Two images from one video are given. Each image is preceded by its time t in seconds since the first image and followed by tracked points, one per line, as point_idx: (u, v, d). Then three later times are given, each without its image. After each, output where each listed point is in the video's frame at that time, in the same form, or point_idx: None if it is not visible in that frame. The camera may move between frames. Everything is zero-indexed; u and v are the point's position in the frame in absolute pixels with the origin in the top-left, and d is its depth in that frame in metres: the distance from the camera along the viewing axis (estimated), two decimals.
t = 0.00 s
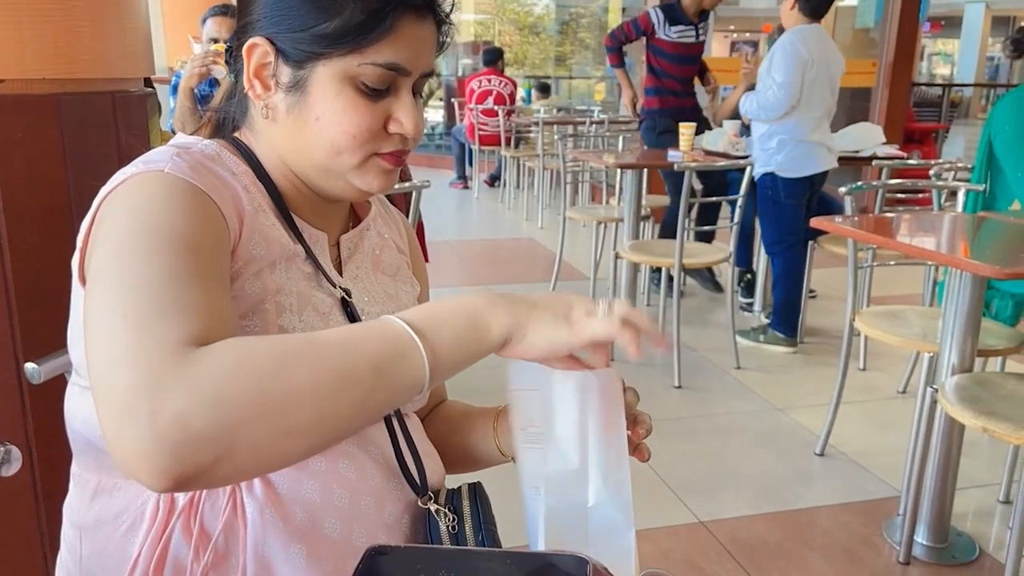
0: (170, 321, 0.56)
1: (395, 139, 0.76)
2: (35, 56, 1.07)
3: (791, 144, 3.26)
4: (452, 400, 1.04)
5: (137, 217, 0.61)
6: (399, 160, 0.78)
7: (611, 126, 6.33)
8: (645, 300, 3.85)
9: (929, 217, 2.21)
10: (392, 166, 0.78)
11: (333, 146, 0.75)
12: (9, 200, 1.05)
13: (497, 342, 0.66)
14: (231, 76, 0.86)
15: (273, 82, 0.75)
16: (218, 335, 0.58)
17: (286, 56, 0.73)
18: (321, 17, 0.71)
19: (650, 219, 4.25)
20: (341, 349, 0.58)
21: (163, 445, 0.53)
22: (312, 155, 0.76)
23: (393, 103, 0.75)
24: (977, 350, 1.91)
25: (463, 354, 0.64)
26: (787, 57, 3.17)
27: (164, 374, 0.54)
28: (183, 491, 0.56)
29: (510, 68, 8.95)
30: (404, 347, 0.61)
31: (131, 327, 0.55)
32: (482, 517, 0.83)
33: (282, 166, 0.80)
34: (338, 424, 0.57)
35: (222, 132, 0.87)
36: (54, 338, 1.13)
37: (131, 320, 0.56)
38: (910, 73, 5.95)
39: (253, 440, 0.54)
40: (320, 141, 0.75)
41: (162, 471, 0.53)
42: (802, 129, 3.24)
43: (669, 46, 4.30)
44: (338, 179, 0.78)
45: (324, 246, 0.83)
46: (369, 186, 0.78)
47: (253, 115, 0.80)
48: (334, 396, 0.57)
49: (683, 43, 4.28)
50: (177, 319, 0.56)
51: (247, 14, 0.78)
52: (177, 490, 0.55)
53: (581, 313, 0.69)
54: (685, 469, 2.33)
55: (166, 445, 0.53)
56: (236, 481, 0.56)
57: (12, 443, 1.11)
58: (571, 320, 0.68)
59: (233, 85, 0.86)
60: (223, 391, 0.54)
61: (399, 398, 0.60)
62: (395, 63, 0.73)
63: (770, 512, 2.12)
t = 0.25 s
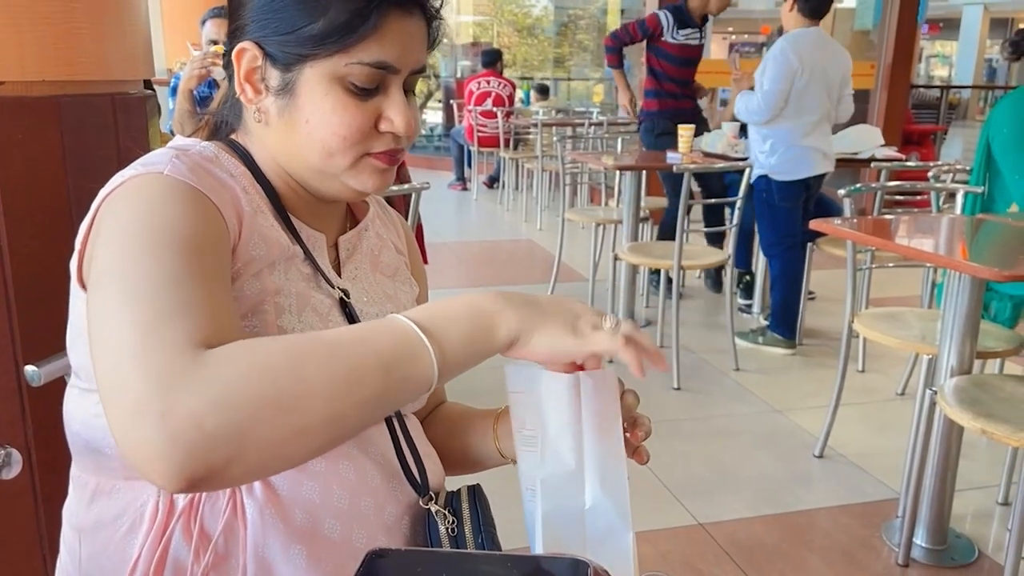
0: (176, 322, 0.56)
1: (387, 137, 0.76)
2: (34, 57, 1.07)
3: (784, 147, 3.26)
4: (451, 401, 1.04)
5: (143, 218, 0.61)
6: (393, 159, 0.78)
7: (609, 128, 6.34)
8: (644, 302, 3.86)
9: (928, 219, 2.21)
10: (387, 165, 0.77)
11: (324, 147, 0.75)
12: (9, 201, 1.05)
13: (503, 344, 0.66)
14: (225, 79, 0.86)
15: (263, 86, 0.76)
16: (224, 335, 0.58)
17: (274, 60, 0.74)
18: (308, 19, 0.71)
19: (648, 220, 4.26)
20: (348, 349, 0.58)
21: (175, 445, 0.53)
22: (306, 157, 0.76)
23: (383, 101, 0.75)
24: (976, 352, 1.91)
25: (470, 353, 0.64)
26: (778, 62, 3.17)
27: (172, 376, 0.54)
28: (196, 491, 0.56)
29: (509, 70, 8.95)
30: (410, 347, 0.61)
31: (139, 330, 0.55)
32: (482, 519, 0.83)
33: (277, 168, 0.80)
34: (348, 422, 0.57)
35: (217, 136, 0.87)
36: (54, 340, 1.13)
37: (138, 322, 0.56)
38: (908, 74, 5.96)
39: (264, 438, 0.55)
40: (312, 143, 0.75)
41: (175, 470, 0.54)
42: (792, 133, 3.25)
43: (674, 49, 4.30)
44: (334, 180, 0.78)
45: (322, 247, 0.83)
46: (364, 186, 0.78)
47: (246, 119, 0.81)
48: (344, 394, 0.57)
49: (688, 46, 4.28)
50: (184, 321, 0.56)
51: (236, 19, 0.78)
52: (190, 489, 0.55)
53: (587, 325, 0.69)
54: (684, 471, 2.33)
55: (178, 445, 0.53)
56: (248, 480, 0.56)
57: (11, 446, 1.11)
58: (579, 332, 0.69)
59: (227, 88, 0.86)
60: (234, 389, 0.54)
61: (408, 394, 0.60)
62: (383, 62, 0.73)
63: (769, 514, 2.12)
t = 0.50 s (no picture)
0: (182, 318, 0.56)
1: (374, 137, 0.75)
2: (36, 60, 1.07)
3: (780, 150, 3.26)
4: (451, 401, 1.04)
5: (149, 215, 0.61)
6: (383, 158, 0.78)
7: (609, 130, 6.34)
8: (644, 303, 3.86)
9: (927, 221, 2.21)
10: (376, 164, 0.77)
11: (311, 151, 0.75)
12: (10, 203, 1.05)
13: (507, 345, 0.67)
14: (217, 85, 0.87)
15: (247, 93, 0.76)
16: (230, 332, 0.58)
17: (256, 68, 0.74)
18: (285, 24, 0.71)
19: (648, 222, 4.26)
20: (354, 344, 0.58)
21: (182, 438, 0.53)
22: (295, 160, 0.76)
23: (366, 100, 0.74)
24: (976, 354, 1.91)
25: (474, 351, 0.64)
26: (771, 63, 3.18)
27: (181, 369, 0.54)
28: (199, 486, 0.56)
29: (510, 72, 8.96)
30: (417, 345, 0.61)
31: (146, 324, 0.56)
32: (481, 520, 0.83)
33: (268, 170, 0.80)
34: (354, 417, 0.57)
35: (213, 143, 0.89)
36: (55, 342, 1.13)
37: (144, 317, 0.56)
38: (907, 77, 5.97)
39: (272, 430, 0.55)
40: (299, 147, 0.75)
41: (181, 461, 0.53)
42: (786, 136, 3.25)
43: (683, 48, 4.31)
44: (325, 181, 0.78)
45: (319, 246, 0.83)
46: (356, 185, 0.77)
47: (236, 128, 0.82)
48: (351, 388, 0.57)
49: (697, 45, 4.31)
50: (190, 317, 0.57)
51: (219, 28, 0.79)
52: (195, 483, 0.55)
53: (590, 330, 0.73)
54: (684, 473, 2.33)
55: (186, 437, 0.53)
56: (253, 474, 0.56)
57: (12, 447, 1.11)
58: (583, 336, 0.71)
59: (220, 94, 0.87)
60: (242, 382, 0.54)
61: (414, 390, 0.60)
62: (361, 62, 0.72)
63: (769, 516, 2.12)
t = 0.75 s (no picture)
0: (180, 323, 0.57)
1: (364, 138, 0.75)
2: (40, 63, 1.07)
3: (779, 152, 3.27)
4: (454, 402, 1.04)
5: (147, 221, 0.61)
6: (376, 159, 0.78)
7: (610, 132, 6.35)
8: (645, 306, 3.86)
9: (929, 224, 2.21)
10: (369, 165, 0.77)
11: (302, 154, 0.75)
12: (15, 206, 1.06)
13: (508, 349, 0.65)
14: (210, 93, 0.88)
15: (238, 99, 0.76)
16: (229, 338, 0.58)
17: (244, 74, 0.75)
18: (271, 30, 0.72)
19: (650, 225, 4.26)
20: (353, 353, 0.58)
21: (180, 446, 0.54)
22: (287, 164, 0.77)
23: (355, 103, 0.74)
24: (977, 357, 1.92)
25: (475, 353, 0.63)
26: (772, 66, 3.19)
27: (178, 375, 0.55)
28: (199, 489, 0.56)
29: (511, 74, 8.96)
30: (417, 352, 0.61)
31: (144, 329, 0.56)
32: (484, 522, 0.83)
33: (261, 173, 0.80)
34: (352, 426, 0.57)
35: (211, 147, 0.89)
36: (58, 345, 1.13)
37: (142, 322, 0.56)
38: (908, 79, 5.97)
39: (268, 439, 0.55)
40: (290, 150, 0.75)
41: (180, 468, 0.54)
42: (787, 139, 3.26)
43: (696, 50, 4.50)
44: (318, 184, 0.78)
45: (318, 246, 0.83)
46: (350, 188, 0.77)
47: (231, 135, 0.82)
48: (348, 398, 0.57)
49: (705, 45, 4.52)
50: (190, 323, 0.57)
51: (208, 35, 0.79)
52: (194, 488, 0.55)
53: (593, 324, 0.67)
54: (686, 475, 2.33)
55: (184, 444, 0.54)
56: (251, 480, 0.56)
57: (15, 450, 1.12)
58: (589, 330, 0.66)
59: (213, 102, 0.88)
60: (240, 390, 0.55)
61: (414, 400, 0.60)
62: (348, 64, 0.73)
63: (770, 518, 2.12)
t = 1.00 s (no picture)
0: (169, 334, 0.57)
1: (353, 137, 0.75)
2: (40, 65, 1.07)
3: (782, 154, 3.28)
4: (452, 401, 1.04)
5: (136, 227, 0.61)
6: (365, 157, 0.77)
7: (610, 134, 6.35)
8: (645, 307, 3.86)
9: (929, 226, 2.21)
10: (358, 164, 0.77)
11: (291, 154, 0.75)
12: (15, 207, 1.06)
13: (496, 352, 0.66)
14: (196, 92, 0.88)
15: (227, 99, 0.76)
16: (217, 346, 0.58)
17: (231, 74, 0.75)
18: (256, 30, 0.72)
19: (650, 227, 4.26)
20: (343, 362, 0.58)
21: (170, 457, 0.54)
22: (276, 164, 0.77)
23: (342, 102, 0.74)
24: (977, 360, 1.91)
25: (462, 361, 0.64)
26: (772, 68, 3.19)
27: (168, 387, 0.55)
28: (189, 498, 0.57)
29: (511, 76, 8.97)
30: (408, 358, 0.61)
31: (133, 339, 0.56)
32: (482, 524, 0.83)
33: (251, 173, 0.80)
34: (341, 432, 0.58)
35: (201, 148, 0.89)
36: (57, 345, 1.13)
37: (131, 332, 0.56)
38: (908, 81, 5.97)
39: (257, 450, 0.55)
40: (278, 150, 0.75)
41: (169, 480, 0.54)
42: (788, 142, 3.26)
43: (699, 44, 4.59)
44: (308, 184, 0.78)
45: (311, 245, 0.83)
46: (340, 187, 0.77)
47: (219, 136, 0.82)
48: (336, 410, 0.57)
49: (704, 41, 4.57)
50: (178, 331, 0.57)
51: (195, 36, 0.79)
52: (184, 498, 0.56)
53: (581, 333, 0.71)
54: (686, 478, 2.33)
55: (172, 457, 0.54)
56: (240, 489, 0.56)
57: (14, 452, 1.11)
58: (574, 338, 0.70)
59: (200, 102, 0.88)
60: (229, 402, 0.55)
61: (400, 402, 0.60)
62: (334, 64, 0.73)
63: (770, 521, 2.11)
